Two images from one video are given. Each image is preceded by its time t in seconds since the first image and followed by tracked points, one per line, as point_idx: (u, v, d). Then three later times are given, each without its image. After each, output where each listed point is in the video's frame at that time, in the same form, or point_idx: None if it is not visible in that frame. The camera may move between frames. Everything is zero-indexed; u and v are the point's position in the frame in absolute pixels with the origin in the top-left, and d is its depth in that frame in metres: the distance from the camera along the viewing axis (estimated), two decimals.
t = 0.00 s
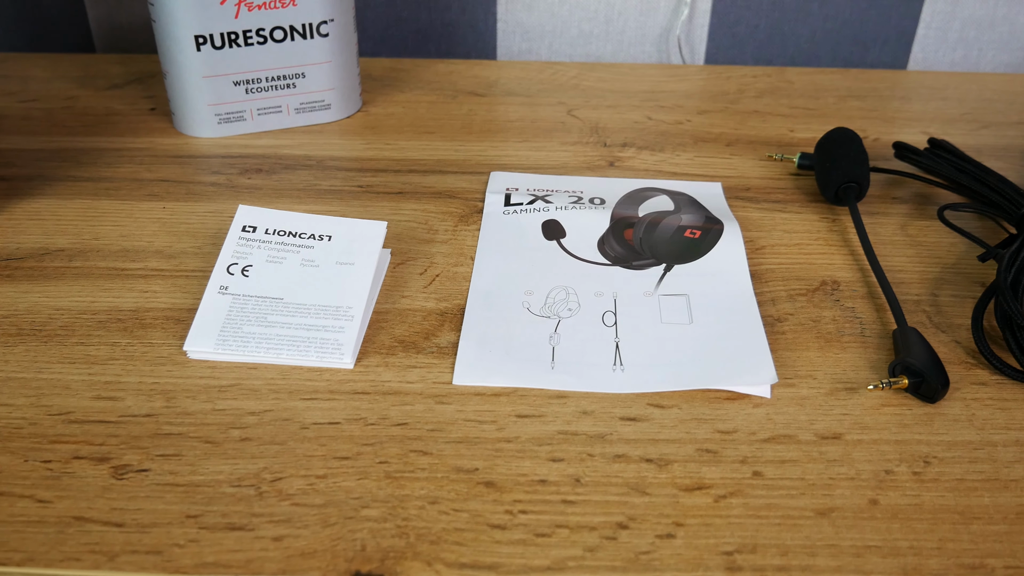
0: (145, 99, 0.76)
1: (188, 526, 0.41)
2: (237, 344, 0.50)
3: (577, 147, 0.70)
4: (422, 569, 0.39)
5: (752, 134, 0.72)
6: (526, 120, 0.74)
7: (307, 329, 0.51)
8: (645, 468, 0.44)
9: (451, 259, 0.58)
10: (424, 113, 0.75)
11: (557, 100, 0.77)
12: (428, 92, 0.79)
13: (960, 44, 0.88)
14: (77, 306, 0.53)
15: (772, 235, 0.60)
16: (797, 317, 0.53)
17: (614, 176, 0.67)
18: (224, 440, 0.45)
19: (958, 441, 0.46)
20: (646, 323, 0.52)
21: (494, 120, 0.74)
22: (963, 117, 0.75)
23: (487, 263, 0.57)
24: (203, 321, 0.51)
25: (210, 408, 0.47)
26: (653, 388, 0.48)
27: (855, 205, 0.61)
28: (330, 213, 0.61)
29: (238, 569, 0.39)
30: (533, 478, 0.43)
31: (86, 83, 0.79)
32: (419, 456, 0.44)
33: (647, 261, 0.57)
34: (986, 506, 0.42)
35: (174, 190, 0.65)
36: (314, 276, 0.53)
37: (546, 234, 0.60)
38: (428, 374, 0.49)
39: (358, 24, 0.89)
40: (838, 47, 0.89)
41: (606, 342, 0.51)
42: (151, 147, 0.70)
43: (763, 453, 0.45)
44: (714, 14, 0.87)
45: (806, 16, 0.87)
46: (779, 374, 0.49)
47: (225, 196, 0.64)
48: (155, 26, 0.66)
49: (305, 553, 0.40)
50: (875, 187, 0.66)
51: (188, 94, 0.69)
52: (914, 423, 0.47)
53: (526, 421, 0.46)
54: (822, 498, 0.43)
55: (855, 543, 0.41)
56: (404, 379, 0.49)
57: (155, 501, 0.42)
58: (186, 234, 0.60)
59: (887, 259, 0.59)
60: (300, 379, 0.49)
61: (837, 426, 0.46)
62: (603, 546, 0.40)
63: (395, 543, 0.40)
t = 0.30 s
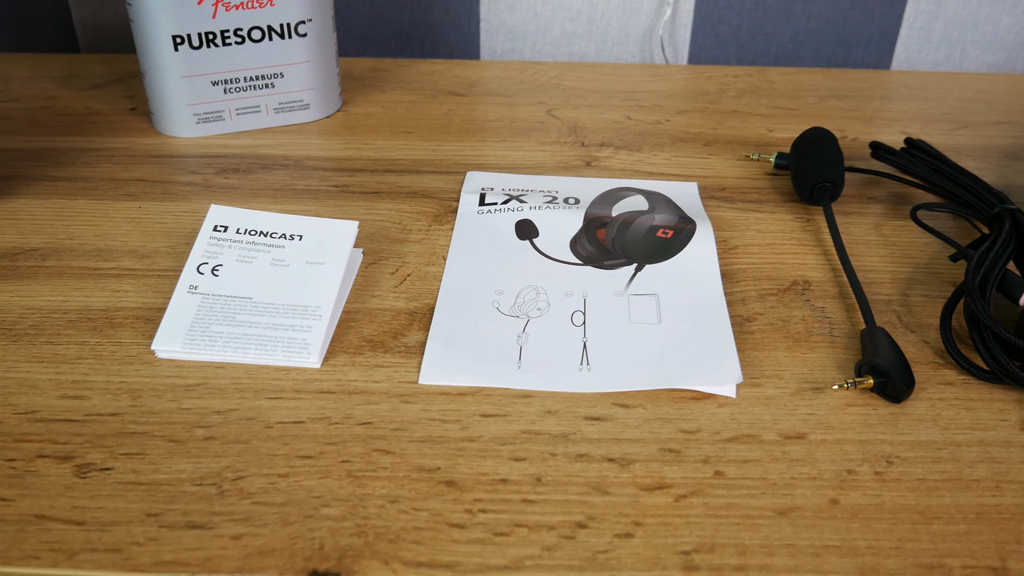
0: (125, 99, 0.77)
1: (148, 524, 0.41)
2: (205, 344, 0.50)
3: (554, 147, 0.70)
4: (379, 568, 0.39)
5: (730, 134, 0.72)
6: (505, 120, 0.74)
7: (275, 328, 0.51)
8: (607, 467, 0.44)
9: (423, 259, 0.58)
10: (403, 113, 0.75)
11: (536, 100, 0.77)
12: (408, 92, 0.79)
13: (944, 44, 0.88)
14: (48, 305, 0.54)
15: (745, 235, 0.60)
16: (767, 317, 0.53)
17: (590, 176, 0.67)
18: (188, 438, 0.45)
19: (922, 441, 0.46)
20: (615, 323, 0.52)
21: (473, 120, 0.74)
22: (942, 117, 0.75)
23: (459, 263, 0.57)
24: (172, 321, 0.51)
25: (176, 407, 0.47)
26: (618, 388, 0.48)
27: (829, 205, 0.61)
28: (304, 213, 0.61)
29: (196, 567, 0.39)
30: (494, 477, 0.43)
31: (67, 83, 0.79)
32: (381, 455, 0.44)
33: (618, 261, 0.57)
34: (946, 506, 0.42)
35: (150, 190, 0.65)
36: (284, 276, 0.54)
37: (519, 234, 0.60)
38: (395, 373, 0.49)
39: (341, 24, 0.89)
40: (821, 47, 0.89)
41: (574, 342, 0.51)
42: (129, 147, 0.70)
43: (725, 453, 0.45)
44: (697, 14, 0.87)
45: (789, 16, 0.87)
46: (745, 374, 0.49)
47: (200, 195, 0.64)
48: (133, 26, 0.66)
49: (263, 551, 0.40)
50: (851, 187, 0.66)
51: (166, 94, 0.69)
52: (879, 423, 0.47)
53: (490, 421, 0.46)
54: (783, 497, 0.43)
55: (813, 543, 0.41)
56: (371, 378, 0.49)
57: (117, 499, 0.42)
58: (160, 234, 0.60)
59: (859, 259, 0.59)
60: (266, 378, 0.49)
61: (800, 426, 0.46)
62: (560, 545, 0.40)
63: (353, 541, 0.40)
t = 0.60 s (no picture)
0: (105, 100, 0.77)
1: (107, 523, 0.41)
2: (171, 343, 0.50)
3: (530, 147, 0.70)
4: (335, 567, 0.39)
5: (707, 134, 0.72)
6: (483, 119, 0.74)
7: (242, 327, 0.51)
8: (567, 466, 0.44)
9: (394, 259, 0.58)
10: (381, 113, 0.75)
11: (515, 100, 0.77)
12: (388, 92, 0.78)
13: (926, 44, 0.88)
14: (18, 304, 0.54)
15: (717, 235, 0.60)
16: (735, 316, 0.53)
17: (565, 175, 0.67)
18: (152, 437, 0.45)
19: (884, 441, 0.46)
20: (582, 322, 0.52)
21: (451, 120, 0.74)
22: (921, 117, 0.75)
23: (429, 262, 0.57)
24: (140, 320, 0.51)
25: (141, 406, 0.47)
26: (582, 387, 0.48)
27: (801, 204, 0.61)
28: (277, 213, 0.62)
29: (153, 566, 0.39)
30: (454, 476, 0.44)
31: (49, 84, 0.79)
32: (343, 454, 0.45)
33: (588, 261, 0.57)
34: (905, 505, 0.42)
35: (126, 190, 0.65)
36: (252, 275, 0.54)
37: (491, 233, 0.60)
38: (360, 372, 0.49)
39: (323, 24, 0.89)
40: (804, 47, 0.89)
41: (541, 342, 0.51)
42: (107, 147, 0.70)
43: (686, 452, 0.45)
44: (679, 14, 0.87)
45: (771, 15, 0.87)
46: (710, 374, 0.49)
47: (175, 195, 0.64)
48: (110, 26, 0.66)
49: (220, 549, 0.40)
50: (827, 187, 0.66)
51: (144, 94, 0.69)
52: (842, 423, 0.47)
53: (453, 420, 0.46)
54: (742, 497, 0.43)
55: (770, 542, 0.41)
56: (336, 377, 0.49)
57: (77, 498, 0.42)
58: (133, 234, 0.60)
59: (830, 258, 0.59)
60: (232, 377, 0.49)
61: (763, 425, 0.46)
62: (517, 544, 0.40)
63: (310, 540, 0.40)
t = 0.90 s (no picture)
0: (83, 100, 0.77)
1: (65, 521, 0.41)
2: (137, 343, 0.50)
3: (505, 147, 0.70)
4: (290, 565, 0.39)
5: (683, 133, 0.72)
6: (460, 119, 0.74)
7: (208, 327, 0.51)
8: (526, 465, 0.44)
9: (364, 258, 0.58)
10: (358, 113, 0.75)
11: (493, 100, 0.77)
12: (366, 92, 0.79)
13: (906, 43, 0.88)
14: None
15: (688, 235, 0.60)
16: (702, 316, 0.53)
17: (539, 175, 0.67)
18: (114, 436, 0.45)
19: (845, 440, 0.46)
20: (548, 322, 0.53)
21: (428, 120, 0.74)
22: (897, 117, 0.75)
23: (399, 262, 0.58)
24: (106, 320, 0.52)
25: (105, 405, 0.47)
26: (545, 387, 0.48)
27: (773, 204, 0.61)
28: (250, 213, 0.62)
29: (108, 564, 0.39)
30: (413, 475, 0.44)
31: (28, 84, 0.79)
32: (303, 453, 0.45)
33: (557, 260, 0.57)
34: (863, 505, 0.43)
35: (100, 190, 0.65)
36: (219, 275, 0.54)
37: (461, 233, 0.60)
38: (324, 372, 0.49)
39: (304, 24, 0.89)
40: (784, 47, 0.89)
41: (506, 341, 0.51)
42: (83, 147, 0.71)
43: (646, 451, 0.45)
44: (660, 13, 0.87)
45: (752, 15, 0.86)
46: (674, 373, 0.50)
47: (148, 195, 0.64)
48: (86, 26, 0.66)
49: (176, 548, 0.40)
50: (800, 186, 0.66)
51: (120, 94, 0.69)
52: (803, 422, 0.47)
53: (415, 419, 0.47)
54: (700, 496, 0.43)
55: (725, 541, 0.41)
56: (300, 377, 0.49)
57: (36, 496, 0.42)
58: (105, 234, 0.60)
59: (800, 258, 0.59)
60: (197, 376, 0.49)
61: (724, 425, 0.46)
62: (472, 543, 0.40)
63: (266, 539, 0.41)
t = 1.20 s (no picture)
0: (61, 99, 0.77)
1: (22, 521, 0.41)
2: (102, 342, 0.50)
3: (479, 147, 0.70)
4: (243, 564, 0.39)
5: (658, 133, 0.72)
6: (435, 119, 0.74)
7: (173, 326, 0.51)
8: (484, 465, 0.44)
9: (332, 258, 0.58)
10: (334, 113, 0.75)
11: (469, 100, 0.77)
12: (343, 92, 0.78)
13: (886, 43, 0.88)
14: None
15: (657, 234, 0.60)
16: (667, 315, 0.54)
17: (511, 175, 0.67)
18: (74, 435, 0.46)
19: (805, 439, 0.46)
20: (513, 321, 0.53)
21: (403, 119, 0.74)
22: (873, 117, 0.75)
23: (367, 261, 0.58)
24: (71, 319, 0.52)
25: (67, 404, 0.47)
26: (507, 386, 0.48)
27: (743, 203, 0.61)
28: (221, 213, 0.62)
29: (62, 563, 0.39)
30: (370, 474, 0.44)
31: (7, 84, 0.80)
32: (262, 453, 0.45)
33: (525, 260, 0.57)
34: (819, 504, 0.43)
35: (73, 189, 0.65)
36: (186, 274, 0.54)
37: (431, 232, 0.60)
38: (287, 371, 0.50)
39: (284, 24, 0.89)
40: (764, 46, 0.89)
41: (470, 340, 0.51)
42: (58, 146, 0.71)
43: (605, 450, 0.45)
44: (639, 13, 0.87)
45: (731, 15, 0.86)
46: (637, 372, 0.50)
47: (121, 194, 0.64)
48: (60, 26, 0.66)
49: (131, 546, 0.40)
50: (772, 186, 0.66)
51: (95, 94, 0.69)
52: (764, 421, 0.47)
53: (375, 418, 0.47)
54: (656, 495, 0.43)
55: (679, 540, 0.41)
56: (263, 376, 0.49)
57: None
58: (76, 233, 0.60)
59: (769, 257, 0.59)
60: (160, 375, 0.49)
61: (684, 424, 0.46)
62: (426, 542, 0.41)
63: (221, 537, 0.41)
